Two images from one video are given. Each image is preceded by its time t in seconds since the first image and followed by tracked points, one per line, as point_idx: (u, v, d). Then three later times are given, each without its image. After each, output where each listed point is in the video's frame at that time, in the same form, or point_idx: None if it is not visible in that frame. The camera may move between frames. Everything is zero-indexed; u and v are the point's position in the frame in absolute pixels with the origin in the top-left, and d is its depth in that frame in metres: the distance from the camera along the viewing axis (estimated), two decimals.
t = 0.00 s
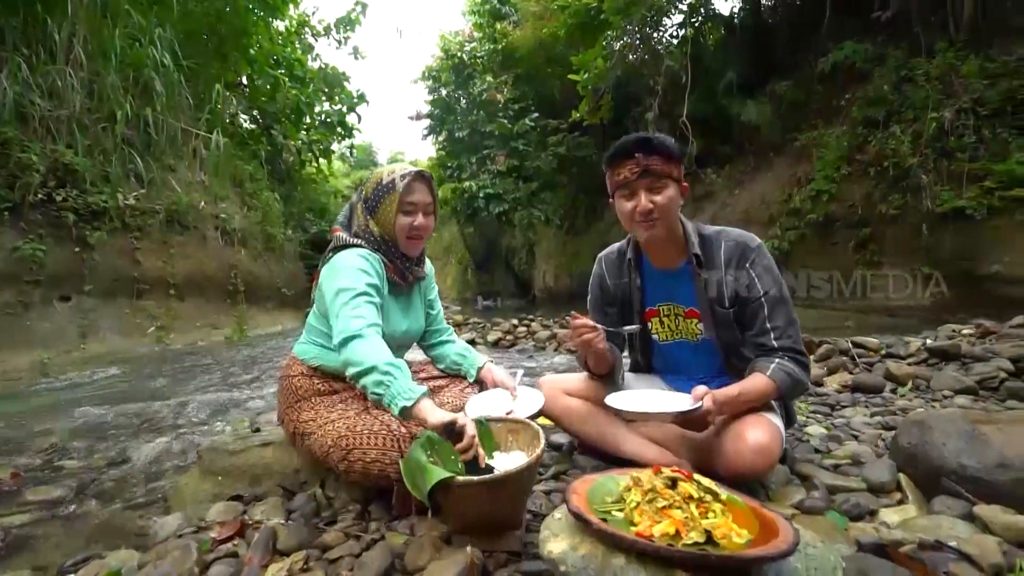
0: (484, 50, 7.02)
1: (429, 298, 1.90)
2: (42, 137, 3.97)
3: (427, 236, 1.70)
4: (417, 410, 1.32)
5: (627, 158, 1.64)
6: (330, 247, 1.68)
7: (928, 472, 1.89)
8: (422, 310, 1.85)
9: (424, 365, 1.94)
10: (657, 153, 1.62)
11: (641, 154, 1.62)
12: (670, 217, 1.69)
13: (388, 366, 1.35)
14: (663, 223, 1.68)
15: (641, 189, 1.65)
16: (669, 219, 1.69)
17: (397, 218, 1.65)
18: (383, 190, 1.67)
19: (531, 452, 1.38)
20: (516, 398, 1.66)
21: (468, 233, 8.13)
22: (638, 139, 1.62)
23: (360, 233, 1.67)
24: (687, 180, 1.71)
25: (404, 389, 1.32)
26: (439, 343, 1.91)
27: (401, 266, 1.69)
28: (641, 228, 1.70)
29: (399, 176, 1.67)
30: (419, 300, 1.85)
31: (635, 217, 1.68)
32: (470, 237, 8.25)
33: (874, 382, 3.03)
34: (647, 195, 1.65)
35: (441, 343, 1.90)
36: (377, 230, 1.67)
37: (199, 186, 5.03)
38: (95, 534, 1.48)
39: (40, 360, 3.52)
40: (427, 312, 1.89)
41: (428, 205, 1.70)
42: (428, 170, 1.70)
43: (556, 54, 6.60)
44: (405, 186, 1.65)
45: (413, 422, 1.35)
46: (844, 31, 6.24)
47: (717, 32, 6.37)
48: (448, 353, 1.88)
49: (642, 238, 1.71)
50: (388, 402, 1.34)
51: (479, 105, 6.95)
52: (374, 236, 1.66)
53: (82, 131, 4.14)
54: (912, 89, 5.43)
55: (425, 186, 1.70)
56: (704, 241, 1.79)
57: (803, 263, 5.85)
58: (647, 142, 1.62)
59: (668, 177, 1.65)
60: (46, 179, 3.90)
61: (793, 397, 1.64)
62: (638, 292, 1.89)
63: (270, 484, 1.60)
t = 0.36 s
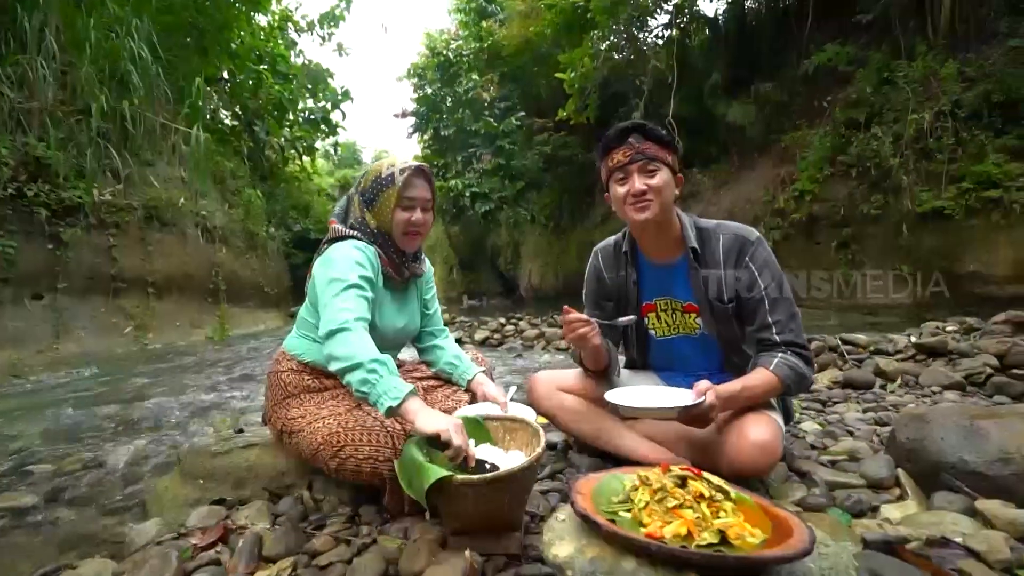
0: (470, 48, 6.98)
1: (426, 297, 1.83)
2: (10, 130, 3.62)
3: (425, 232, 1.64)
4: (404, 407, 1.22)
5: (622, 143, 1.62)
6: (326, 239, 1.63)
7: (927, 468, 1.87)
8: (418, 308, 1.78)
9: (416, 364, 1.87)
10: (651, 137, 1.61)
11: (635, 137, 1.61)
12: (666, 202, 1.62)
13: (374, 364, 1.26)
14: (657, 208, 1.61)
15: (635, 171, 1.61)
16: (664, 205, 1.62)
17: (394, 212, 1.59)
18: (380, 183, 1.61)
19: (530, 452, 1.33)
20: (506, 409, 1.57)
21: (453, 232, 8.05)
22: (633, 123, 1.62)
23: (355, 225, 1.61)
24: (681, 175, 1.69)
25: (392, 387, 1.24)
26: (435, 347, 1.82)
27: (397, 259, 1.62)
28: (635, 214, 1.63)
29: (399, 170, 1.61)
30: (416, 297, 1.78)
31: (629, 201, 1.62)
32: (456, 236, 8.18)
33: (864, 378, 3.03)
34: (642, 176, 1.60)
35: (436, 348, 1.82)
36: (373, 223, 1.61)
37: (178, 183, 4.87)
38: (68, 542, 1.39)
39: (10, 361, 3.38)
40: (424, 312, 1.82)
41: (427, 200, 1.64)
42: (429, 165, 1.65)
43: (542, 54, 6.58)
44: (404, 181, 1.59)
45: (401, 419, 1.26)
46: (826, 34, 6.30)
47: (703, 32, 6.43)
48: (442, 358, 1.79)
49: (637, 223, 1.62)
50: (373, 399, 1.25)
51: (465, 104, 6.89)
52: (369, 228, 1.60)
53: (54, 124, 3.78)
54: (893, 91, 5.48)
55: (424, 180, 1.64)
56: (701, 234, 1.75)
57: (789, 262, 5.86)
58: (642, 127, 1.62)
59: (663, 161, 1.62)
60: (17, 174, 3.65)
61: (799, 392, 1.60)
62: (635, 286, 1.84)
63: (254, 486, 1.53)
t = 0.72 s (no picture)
0: (457, 47, 6.94)
1: (421, 295, 1.76)
2: None
3: (420, 227, 1.57)
4: (399, 399, 1.18)
5: (612, 146, 1.55)
6: (318, 232, 1.56)
7: (932, 466, 1.85)
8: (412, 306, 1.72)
9: (410, 364, 1.80)
10: (639, 141, 1.52)
11: (624, 141, 1.52)
12: (660, 205, 1.57)
13: (362, 360, 1.21)
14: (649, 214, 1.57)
15: (626, 178, 1.55)
16: (657, 208, 1.57)
17: (389, 206, 1.53)
18: (376, 175, 1.55)
19: (531, 454, 1.26)
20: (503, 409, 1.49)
21: (439, 232, 7.97)
22: (622, 124, 1.52)
23: (349, 218, 1.55)
24: (682, 165, 1.59)
25: (382, 383, 1.18)
26: (428, 348, 1.75)
27: (390, 255, 1.55)
28: (628, 217, 1.59)
29: (396, 162, 1.55)
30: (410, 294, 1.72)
31: (622, 207, 1.58)
32: (442, 236, 8.10)
33: (858, 375, 3.01)
34: (632, 184, 1.54)
35: (429, 349, 1.75)
36: (367, 217, 1.55)
37: (159, 179, 4.74)
38: (38, 554, 1.30)
39: None
40: (418, 311, 1.76)
41: (423, 195, 1.58)
42: (426, 158, 1.58)
43: (529, 54, 6.56)
44: (401, 174, 1.53)
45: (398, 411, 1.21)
46: (811, 35, 6.33)
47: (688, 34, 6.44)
48: (436, 357, 1.73)
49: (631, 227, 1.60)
50: (363, 395, 1.20)
51: (452, 103, 6.82)
52: (363, 222, 1.54)
53: (29, 118, 3.65)
54: (877, 93, 5.52)
55: (421, 174, 1.58)
56: (705, 227, 1.71)
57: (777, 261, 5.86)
58: (631, 128, 1.52)
59: (655, 165, 1.53)
60: None
61: (800, 389, 1.55)
62: (636, 280, 1.79)
63: (238, 492, 1.44)
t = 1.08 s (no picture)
0: (446, 45, 6.85)
1: (415, 293, 1.71)
2: None
3: (415, 220, 1.52)
4: (390, 411, 1.10)
5: (621, 143, 1.50)
6: (308, 228, 1.50)
7: (933, 463, 1.83)
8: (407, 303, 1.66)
9: (406, 365, 1.75)
10: (651, 138, 1.46)
11: (635, 139, 1.47)
12: (669, 206, 1.53)
13: (353, 366, 1.13)
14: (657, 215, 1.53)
15: (635, 177, 1.50)
16: (665, 208, 1.53)
17: (382, 199, 1.48)
18: (368, 167, 1.50)
19: (535, 454, 1.21)
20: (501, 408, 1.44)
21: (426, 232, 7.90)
22: (633, 121, 1.47)
23: (340, 213, 1.49)
24: (694, 163, 1.53)
25: (374, 391, 1.11)
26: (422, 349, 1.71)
27: (383, 252, 1.50)
28: (635, 216, 1.56)
29: (388, 153, 1.50)
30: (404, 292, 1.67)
31: (630, 206, 1.54)
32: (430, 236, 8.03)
33: (850, 373, 3.00)
34: (641, 184, 1.50)
35: (424, 349, 1.70)
36: (358, 212, 1.50)
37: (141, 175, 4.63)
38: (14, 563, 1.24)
39: None
40: (412, 308, 1.71)
41: (418, 187, 1.53)
42: (419, 149, 1.53)
43: (518, 53, 6.52)
44: (394, 165, 1.48)
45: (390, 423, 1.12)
46: (799, 37, 6.36)
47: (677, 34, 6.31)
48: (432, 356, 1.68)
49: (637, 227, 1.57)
50: (356, 403, 1.13)
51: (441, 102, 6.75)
52: (356, 218, 1.49)
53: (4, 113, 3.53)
54: (862, 96, 5.55)
55: (416, 166, 1.53)
56: (714, 225, 1.67)
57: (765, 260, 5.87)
58: (642, 125, 1.47)
59: (667, 165, 1.48)
60: None
61: (784, 395, 1.51)
62: (641, 276, 1.76)
63: (226, 495, 1.39)
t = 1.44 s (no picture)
0: (432, 44, 6.79)
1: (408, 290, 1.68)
2: None
3: (409, 215, 1.50)
4: (387, 409, 1.06)
5: (630, 142, 1.48)
6: (297, 225, 1.45)
7: (927, 461, 1.83)
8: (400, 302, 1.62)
9: (400, 364, 1.71)
10: (661, 139, 1.45)
11: (643, 139, 1.46)
12: (677, 206, 1.53)
13: (347, 365, 1.09)
14: (665, 215, 1.53)
15: (643, 177, 1.50)
16: (673, 209, 1.53)
17: (378, 193, 1.46)
18: (361, 162, 1.46)
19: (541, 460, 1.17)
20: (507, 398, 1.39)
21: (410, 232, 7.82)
22: (643, 121, 1.45)
23: (331, 210, 1.46)
24: (704, 162, 1.52)
25: (370, 388, 1.06)
26: (417, 344, 1.67)
27: (376, 251, 1.47)
28: (642, 215, 1.55)
29: (382, 148, 1.46)
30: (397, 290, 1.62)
31: (637, 205, 1.53)
32: (414, 236, 7.96)
33: (839, 372, 3.01)
34: (649, 183, 1.50)
35: (419, 344, 1.67)
36: (353, 209, 1.47)
37: (120, 172, 4.51)
38: None
39: None
40: (405, 306, 1.68)
41: (413, 181, 1.51)
42: (414, 142, 1.50)
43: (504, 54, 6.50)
44: (388, 159, 1.45)
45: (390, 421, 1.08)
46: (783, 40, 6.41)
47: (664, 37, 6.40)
48: (429, 348, 1.64)
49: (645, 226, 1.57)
50: (352, 404, 1.08)
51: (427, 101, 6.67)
52: (349, 215, 1.46)
53: None
54: (843, 100, 5.59)
55: (411, 160, 1.50)
56: (719, 226, 1.67)
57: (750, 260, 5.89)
58: (652, 125, 1.45)
59: (676, 165, 1.48)
60: None
61: (778, 399, 1.49)
62: (643, 275, 1.75)
63: (215, 502, 1.34)
